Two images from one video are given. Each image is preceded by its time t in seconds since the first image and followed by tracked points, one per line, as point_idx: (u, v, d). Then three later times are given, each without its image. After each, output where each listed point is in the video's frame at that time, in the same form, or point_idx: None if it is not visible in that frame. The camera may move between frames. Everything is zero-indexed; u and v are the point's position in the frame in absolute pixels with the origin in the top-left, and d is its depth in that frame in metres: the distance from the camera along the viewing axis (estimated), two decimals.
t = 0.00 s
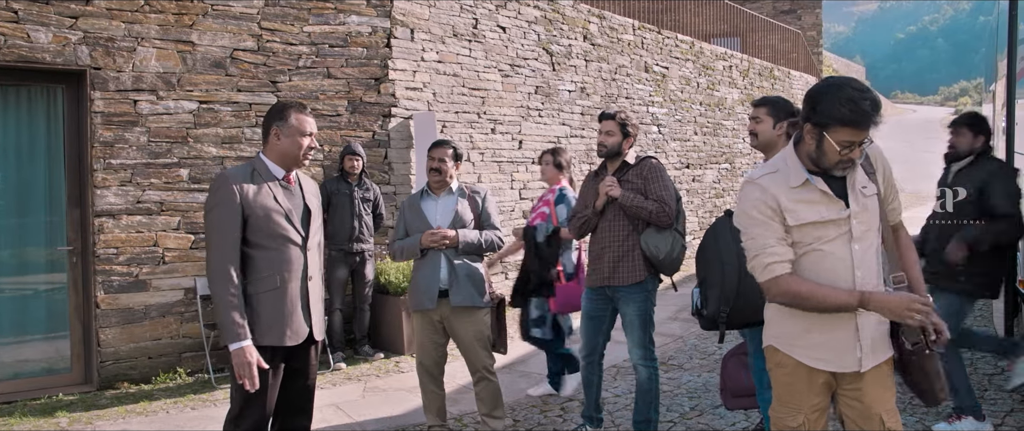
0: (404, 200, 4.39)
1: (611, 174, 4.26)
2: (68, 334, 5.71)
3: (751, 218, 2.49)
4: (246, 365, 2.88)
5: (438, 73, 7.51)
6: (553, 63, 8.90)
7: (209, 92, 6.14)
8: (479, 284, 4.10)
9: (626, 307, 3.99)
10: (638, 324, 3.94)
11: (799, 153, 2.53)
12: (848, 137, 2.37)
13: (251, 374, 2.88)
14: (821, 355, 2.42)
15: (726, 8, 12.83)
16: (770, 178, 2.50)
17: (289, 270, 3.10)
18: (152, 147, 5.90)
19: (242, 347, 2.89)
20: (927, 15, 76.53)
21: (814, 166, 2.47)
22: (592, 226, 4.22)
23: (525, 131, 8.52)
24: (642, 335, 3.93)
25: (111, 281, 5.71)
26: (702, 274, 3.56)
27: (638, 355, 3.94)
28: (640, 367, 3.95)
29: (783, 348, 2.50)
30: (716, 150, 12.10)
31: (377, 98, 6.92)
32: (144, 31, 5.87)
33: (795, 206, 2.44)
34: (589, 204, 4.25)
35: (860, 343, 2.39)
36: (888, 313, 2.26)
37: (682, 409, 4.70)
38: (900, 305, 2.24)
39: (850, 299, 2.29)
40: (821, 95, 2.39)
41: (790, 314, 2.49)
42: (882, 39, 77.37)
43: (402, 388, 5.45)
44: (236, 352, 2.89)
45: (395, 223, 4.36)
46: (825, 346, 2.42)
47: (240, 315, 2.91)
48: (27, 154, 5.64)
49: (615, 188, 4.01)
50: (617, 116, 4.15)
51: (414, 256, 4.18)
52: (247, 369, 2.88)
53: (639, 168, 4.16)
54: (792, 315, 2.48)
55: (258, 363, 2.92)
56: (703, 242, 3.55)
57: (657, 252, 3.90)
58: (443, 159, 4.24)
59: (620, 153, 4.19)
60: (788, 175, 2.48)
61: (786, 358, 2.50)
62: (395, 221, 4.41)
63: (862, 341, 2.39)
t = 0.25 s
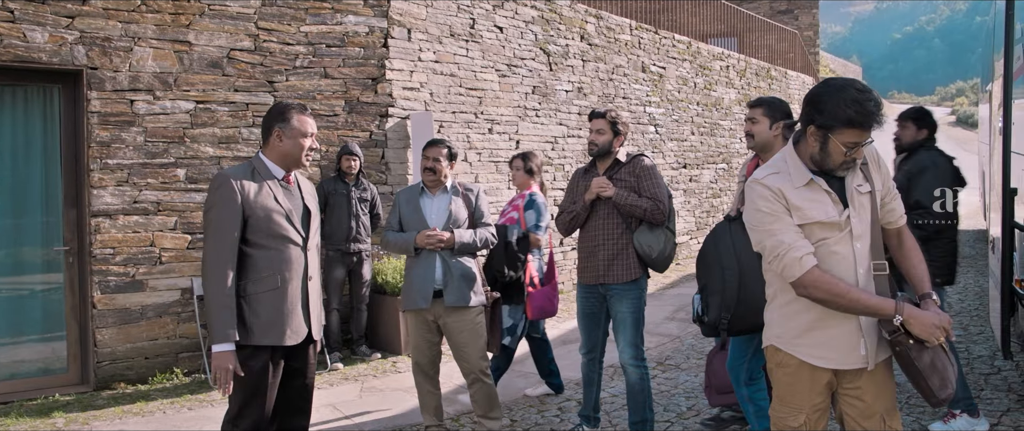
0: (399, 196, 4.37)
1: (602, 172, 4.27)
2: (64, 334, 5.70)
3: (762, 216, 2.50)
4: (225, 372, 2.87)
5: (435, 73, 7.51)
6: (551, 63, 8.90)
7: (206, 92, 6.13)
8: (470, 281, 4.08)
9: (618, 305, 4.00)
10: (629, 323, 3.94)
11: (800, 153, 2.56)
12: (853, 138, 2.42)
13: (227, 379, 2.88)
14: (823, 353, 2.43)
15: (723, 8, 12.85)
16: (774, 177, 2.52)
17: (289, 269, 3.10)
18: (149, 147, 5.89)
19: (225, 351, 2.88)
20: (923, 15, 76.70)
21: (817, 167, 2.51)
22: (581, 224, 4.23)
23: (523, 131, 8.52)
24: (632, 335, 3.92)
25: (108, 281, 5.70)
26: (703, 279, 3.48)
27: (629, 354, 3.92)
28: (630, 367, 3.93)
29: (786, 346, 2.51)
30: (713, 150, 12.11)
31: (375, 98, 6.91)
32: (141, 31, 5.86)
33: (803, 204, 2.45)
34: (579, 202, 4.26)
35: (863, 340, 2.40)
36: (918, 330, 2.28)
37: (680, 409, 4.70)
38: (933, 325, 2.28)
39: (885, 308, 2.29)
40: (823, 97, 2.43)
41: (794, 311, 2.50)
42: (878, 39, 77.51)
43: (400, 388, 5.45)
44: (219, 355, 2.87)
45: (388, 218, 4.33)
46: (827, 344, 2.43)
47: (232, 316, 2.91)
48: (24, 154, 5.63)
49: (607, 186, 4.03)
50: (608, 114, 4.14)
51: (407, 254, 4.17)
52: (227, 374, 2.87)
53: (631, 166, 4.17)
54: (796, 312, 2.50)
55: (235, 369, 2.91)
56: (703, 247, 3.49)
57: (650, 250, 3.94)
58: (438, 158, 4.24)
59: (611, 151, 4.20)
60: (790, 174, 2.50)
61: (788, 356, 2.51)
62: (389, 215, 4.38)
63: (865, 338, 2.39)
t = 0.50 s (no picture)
0: (391, 194, 4.36)
1: (596, 172, 4.28)
2: (60, 335, 5.69)
3: (755, 212, 2.50)
4: (247, 364, 2.87)
5: (432, 73, 7.50)
6: (548, 63, 8.91)
7: (203, 92, 6.12)
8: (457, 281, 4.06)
9: (612, 306, 4.00)
10: (624, 323, 3.94)
11: (800, 152, 2.57)
12: (857, 138, 2.42)
13: (252, 372, 2.89)
14: (818, 353, 2.44)
15: (720, 8, 12.86)
16: (772, 173, 2.53)
17: (289, 268, 3.10)
18: (146, 147, 5.88)
19: (243, 345, 2.88)
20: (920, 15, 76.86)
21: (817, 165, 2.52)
22: (575, 223, 4.24)
23: (520, 131, 8.52)
24: (628, 335, 3.92)
25: (104, 282, 5.69)
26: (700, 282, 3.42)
27: (624, 355, 3.91)
28: (626, 367, 3.93)
29: (782, 346, 2.51)
30: (710, 150, 12.13)
31: (372, 98, 6.90)
32: (137, 31, 5.85)
33: (797, 202, 2.46)
34: (573, 201, 4.26)
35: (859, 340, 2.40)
36: (893, 327, 2.28)
37: (677, 409, 4.71)
38: (905, 319, 2.29)
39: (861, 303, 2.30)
40: (828, 96, 2.43)
41: (789, 310, 2.50)
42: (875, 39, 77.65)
43: (397, 388, 5.45)
44: (236, 351, 2.87)
45: (381, 218, 4.32)
46: (821, 343, 2.43)
47: (239, 314, 2.90)
48: (19, 154, 5.61)
49: (599, 186, 4.05)
50: (601, 114, 4.14)
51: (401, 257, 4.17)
52: (248, 367, 2.88)
53: (624, 166, 4.17)
54: (790, 311, 2.50)
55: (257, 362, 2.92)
56: (701, 249, 3.42)
57: (642, 249, 3.94)
58: (431, 158, 4.25)
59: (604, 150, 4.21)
60: (789, 172, 2.51)
61: (784, 356, 2.51)
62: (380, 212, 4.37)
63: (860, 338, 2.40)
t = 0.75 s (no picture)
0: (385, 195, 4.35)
1: (590, 171, 4.30)
2: (57, 335, 5.68)
3: (744, 208, 2.50)
4: (257, 359, 2.87)
5: (430, 72, 7.50)
6: (545, 63, 8.91)
7: (200, 92, 6.11)
8: (450, 282, 4.05)
9: (607, 306, 4.00)
10: (619, 323, 3.94)
11: (798, 152, 2.56)
12: (858, 137, 2.42)
13: (263, 367, 2.89)
14: (812, 353, 2.44)
15: (717, 8, 12.87)
16: (767, 171, 2.53)
17: (285, 267, 3.10)
18: (143, 147, 5.88)
19: (251, 341, 2.87)
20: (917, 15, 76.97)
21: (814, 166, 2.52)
22: (571, 224, 4.24)
23: (517, 131, 8.52)
24: (623, 335, 3.92)
25: (101, 282, 5.68)
26: (695, 289, 3.44)
27: (620, 355, 3.92)
28: (622, 367, 3.93)
29: (776, 345, 2.52)
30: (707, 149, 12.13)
31: (369, 97, 6.90)
32: (134, 30, 5.85)
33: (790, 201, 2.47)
34: (571, 202, 4.26)
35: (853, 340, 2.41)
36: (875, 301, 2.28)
37: (674, 409, 4.71)
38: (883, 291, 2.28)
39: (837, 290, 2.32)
40: (827, 95, 2.44)
41: (782, 310, 2.51)
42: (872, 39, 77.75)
43: (395, 388, 5.46)
44: (246, 347, 2.87)
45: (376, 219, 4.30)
46: (815, 343, 2.44)
47: (245, 311, 2.90)
48: (16, 154, 5.60)
49: (591, 186, 4.07)
50: (597, 114, 4.16)
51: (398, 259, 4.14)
52: (259, 363, 2.88)
53: (617, 165, 4.18)
54: (785, 311, 2.50)
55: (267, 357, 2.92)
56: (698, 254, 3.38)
57: (631, 249, 3.94)
58: (424, 159, 4.24)
59: (600, 149, 4.21)
60: (785, 169, 2.52)
61: (779, 356, 2.52)
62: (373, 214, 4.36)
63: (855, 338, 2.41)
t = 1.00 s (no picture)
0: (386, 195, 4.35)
1: (587, 171, 4.30)
2: (54, 335, 5.66)
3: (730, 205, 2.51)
4: (239, 365, 2.86)
5: (428, 72, 7.50)
6: (543, 63, 8.91)
7: (197, 92, 6.11)
8: (449, 281, 4.07)
9: (603, 305, 4.01)
10: (615, 322, 3.94)
11: (796, 153, 2.57)
12: (860, 139, 2.44)
13: (244, 373, 2.87)
14: (806, 353, 2.44)
15: (714, 8, 12.88)
16: (762, 169, 2.54)
17: (275, 267, 3.10)
18: (140, 147, 5.87)
19: (233, 347, 2.86)
20: (914, 16, 77.13)
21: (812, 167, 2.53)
22: (566, 223, 4.27)
23: (515, 131, 8.52)
24: (620, 334, 3.92)
25: (98, 282, 5.67)
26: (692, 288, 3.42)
27: (617, 354, 3.92)
28: (620, 367, 3.93)
29: (771, 346, 2.53)
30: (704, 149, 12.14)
31: (367, 97, 6.89)
32: (131, 30, 5.84)
33: (784, 200, 2.48)
34: (566, 202, 4.29)
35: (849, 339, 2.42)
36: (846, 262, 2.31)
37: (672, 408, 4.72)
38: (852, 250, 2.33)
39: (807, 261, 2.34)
40: (830, 97, 2.45)
41: (776, 311, 2.52)
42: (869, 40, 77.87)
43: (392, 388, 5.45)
44: (228, 352, 2.86)
45: (376, 219, 4.29)
46: (808, 344, 2.44)
47: (231, 314, 2.90)
48: (13, 153, 5.59)
49: (586, 187, 4.08)
50: (594, 113, 4.16)
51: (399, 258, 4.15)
52: (241, 368, 2.86)
53: (614, 165, 4.19)
54: (779, 312, 2.51)
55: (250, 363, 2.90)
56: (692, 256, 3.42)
57: (625, 248, 3.94)
58: (426, 159, 4.25)
59: (596, 149, 4.22)
60: (780, 169, 2.53)
61: (773, 357, 2.53)
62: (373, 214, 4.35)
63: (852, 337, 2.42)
